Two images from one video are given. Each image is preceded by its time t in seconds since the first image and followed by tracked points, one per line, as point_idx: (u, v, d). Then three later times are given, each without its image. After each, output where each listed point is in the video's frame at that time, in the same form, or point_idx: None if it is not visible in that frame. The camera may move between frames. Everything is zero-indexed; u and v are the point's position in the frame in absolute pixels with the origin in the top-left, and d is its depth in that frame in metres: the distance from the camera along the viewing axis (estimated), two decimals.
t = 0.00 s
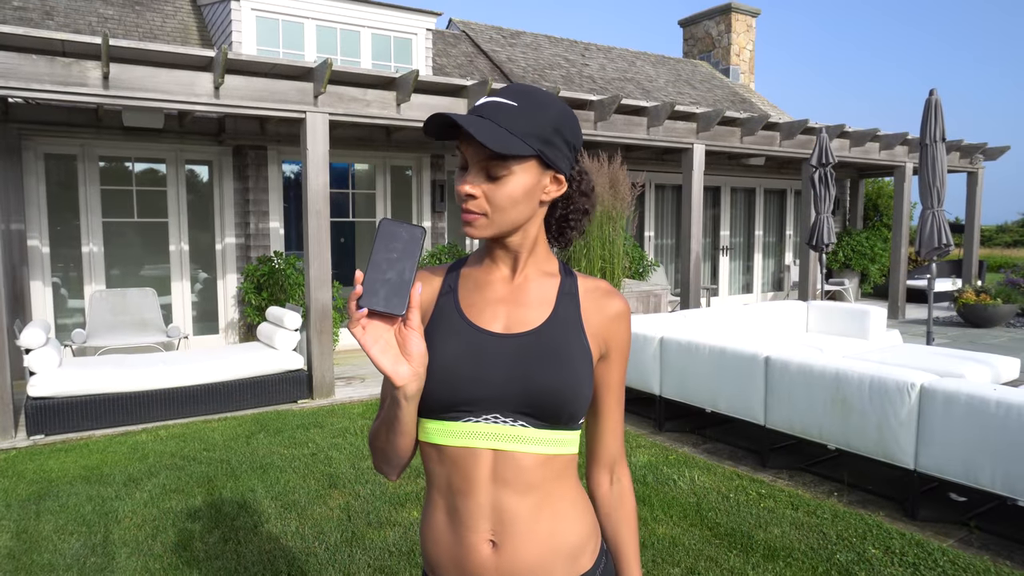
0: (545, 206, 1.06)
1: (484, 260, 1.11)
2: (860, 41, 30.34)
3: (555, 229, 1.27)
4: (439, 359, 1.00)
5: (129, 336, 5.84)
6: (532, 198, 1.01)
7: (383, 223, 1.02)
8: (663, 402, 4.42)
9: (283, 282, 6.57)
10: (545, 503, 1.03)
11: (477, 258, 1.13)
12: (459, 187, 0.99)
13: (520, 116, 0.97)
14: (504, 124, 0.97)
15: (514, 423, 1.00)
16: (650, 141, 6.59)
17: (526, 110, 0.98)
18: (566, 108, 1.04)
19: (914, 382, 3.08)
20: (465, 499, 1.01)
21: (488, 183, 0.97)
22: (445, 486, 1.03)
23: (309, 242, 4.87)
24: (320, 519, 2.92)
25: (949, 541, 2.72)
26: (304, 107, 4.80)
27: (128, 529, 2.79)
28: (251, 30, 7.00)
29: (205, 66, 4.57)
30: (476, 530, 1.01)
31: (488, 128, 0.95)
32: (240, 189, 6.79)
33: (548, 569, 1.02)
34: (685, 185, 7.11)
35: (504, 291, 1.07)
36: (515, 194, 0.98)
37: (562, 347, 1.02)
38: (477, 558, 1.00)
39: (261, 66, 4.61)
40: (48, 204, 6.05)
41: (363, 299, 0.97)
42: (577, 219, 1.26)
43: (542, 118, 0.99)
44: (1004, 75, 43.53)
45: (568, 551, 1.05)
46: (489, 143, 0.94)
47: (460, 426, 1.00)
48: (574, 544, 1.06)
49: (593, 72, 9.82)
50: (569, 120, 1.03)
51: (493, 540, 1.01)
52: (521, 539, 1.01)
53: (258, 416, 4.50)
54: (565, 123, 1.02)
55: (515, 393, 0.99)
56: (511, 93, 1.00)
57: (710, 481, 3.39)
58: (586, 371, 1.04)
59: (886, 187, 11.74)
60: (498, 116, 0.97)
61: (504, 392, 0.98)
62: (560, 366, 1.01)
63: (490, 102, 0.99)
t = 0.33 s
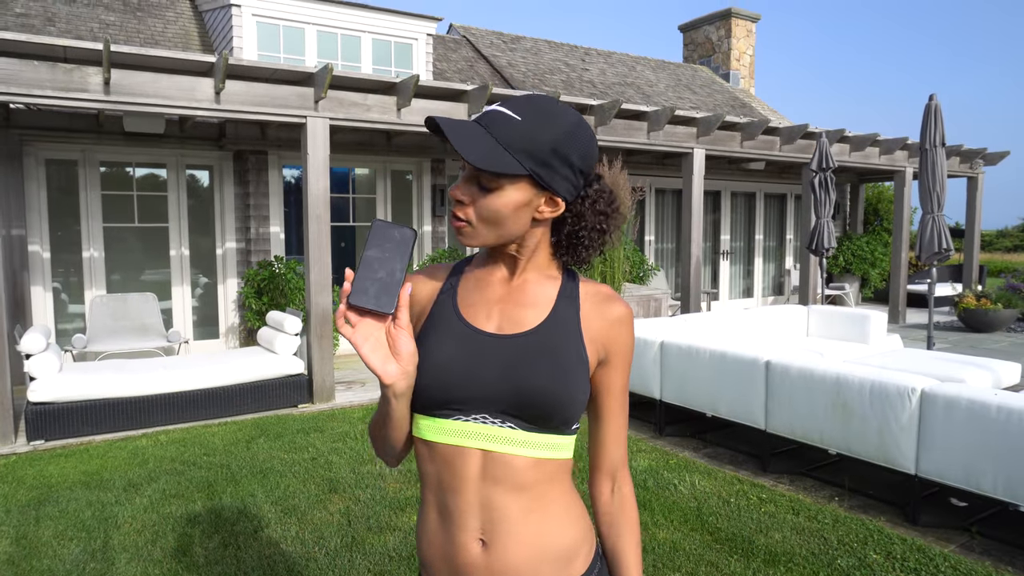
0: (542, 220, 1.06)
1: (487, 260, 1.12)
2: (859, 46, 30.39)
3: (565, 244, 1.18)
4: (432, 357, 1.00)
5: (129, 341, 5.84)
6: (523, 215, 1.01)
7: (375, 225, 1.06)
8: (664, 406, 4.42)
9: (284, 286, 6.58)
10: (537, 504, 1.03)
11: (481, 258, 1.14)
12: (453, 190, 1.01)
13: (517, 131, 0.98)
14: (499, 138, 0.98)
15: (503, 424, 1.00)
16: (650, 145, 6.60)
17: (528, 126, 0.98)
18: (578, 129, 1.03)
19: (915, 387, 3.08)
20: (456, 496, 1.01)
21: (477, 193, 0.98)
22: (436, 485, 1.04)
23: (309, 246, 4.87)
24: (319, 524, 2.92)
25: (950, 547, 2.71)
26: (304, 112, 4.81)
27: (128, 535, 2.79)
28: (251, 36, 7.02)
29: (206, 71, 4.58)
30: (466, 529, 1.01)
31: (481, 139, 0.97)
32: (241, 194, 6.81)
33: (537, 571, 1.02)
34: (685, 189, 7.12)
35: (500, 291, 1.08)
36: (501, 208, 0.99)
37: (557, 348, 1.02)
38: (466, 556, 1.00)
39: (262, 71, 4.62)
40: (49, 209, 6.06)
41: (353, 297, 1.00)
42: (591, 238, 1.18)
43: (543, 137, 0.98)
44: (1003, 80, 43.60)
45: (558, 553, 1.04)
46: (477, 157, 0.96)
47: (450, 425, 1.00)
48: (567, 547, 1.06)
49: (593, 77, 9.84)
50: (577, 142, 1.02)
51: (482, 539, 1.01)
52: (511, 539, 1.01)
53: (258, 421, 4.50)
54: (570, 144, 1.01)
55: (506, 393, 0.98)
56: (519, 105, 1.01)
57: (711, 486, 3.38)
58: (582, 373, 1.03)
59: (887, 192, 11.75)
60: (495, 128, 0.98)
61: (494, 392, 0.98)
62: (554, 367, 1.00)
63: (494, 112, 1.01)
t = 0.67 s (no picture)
0: (553, 218, 1.05)
1: (497, 258, 1.11)
2: (867, 42, 30.21)
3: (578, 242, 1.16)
4: (440, 353, 1.00)
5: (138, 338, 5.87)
6: (531, 214, 1.00)
7: (383, 218, 1.06)
8: (672, 403, 4.41)
9: (291, 284, 6.60)
10: (544, 501, 1.02)
11: (491, 256, 1.14)
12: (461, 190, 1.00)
13: (525, 130, 0.97)
14: (508, 137, 0.97)
15: (510, 423, 0.99)
16: (657, 142, 6.58)
17: (536, 124, 0.97)
18: (589, 128, 1.01)
19: (925, 385, 3.05)
20: (463, 493, 1.01)
21: (486, 192, 0.98)
22: (443, 482, 1.03)
23: (316, 244, 4.88)
24: (327, 521, 2.92)
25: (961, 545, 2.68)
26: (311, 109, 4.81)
27: (137, 531, 2.80)
28: (258, 34, 7.04)
29: (213, 69, 4.58)
30: (473, 526, 1.01)
31: (488, 139, 0.96)
32: (248, 192, 6.82)
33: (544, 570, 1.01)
34: (692, 186, 7.10)
35: (511, 288, 1.07)
36: (510, 207, 0.98)
37: (566, 347, 1.01)
38: (473, 553, 1.00)
39: (269, 69, 4.63)
40: (57, 208, 6.09)
41: (360, 291, 1.01)
42: (604, 236, 1.16)
43: (552, 135, 0.97)
44: (1013, 75, 43.29)
45: (566, 552, 1.03)
46: (485, 155, 0.95)
47: (456, 422, 1.00)
48: (575, 545, 1.05)
49: (600, 74, 9.81)
50: (587, 140, 1.00)
51: (490, 536, 1.01)
52: (517, 536, 1.00)
53: (266, 418, 4.51)
54: (579, 142, 1.00)
55: (514, 390, 0.98)
56: (528, 102, 1.00)
57: (719, 483, 3.37)
58: (591, 372, 1.03)
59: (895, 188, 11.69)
60: (502, 127, 0.97)
61: (501, 390, 0.98)
62: (563, 365, 1.00)
63: (503, 109, 1.00)
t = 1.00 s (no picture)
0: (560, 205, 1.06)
1: (493, 256, 1.10)
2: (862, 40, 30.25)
3: (579, 226, 1.29)
4: (436, 352, 0.99)
5: (131, 337, 5.84)
6: (553, 196, 1.00)
7: (374, 217, 1.02)
8: (667, 401, 4.41)
9: (285, 282, 6.59)
10: (541, 502, 1.02)
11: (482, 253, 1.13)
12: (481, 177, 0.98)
13: (545, 112, 0.97)
14: (529, 119, 0.96)
15: (508, 423, 0.99)
16: (652, 139, 6.58)
17: (552, 107, 0.98)
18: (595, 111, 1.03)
19: (920, 381, 3.05)
20: (460, 494, 1.00)
21: (508, 179, 0.97)
22: (440, 483, 1.03)
23: (310, 242, 4.86)
24: (322, 520, 2.90)
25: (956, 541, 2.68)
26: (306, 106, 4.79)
27: (131, 531, 2.78)
28: (253, 31, 7.01)
29: (207, 66, 4.56)
30: (470, 525, 1.00)
31: (512, 122, 0.95)
32: (243, 190, 6.80)
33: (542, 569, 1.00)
34: (688, 183, 7.10)
35: (510, 285, 1.06)
36: (535, 191, 0.98)
37: (564, 346, 1.00)
38: (470, 553, 0.99)
39: (263, 66, 4.61)
40: (50, 207, 6.05)
41: (356, 293, 0.98)
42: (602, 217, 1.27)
43: (569, 118, 0.98)
44: (1007, 73, 43.43)
45: (564, 550, 1.03)
46: (514, 137, 0.94)
47: (453, 422, 0.99)
48: (573, 544, 1.04)
49: (596, 71, 9.80)
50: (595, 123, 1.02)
51: (487, 536, 1.00)
52: (515, 536, 1.00)
53: (261, 417, 4.49)
54: (591, 124, 1.01)
55: (511, 390, 0.97)
56: (537, 88, 0.99)
57: (714, 480, 3.37)
58: (588, 370, 1.02)
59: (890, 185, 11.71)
60: (521, 111, 0.96)
61: (499, 389, 0.97)
62: (560, 364, 0.99)
63: (513, 95, 0.98)
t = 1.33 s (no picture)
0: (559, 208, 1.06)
1: (489, 255, 1.09)
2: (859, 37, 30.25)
3: (567, 231, 1.26)
4: (438, 353, 0.99)
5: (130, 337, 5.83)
6: (558, 202, 1.01)
7: (369, 218, 1.00)
8: (667, 399, 4.41)
9: (285, 281, 6.59)
10: (545, 502, 1.02)
11: (477, 253, 1.12)
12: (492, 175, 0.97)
13: (558, 117, 0.97)
14: (543, 122, 0.96)
15: (513, 421, 0.99)
16: (651, 137, 6.58)
17: (565, 112, 0.98)
18: (601, 120, 1.04)
19: (920, 378, 3.05)
20: (465, 496, 1.00)
21: (517, 179, 0.96)
22: (444, 484, 1.02)
23: (310, 241, 4.86)
24: (323, 519, 2.90)
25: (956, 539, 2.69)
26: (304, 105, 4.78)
27: (131, 530, 2.78)
28: (250, 29, 6.99)
29: (205, 65, 4.55)
30: (476, 527, 1.00)
31: (527, 124, 0.94)
32: (241, 188, 6.79)
33: (550, 568, 1.01)
34: (686, 181, 7.10)
35: (509, 286, 1.06)
36: (541, 194, 0.98)
37: (565, 344, 1.00)
38: (477, 554, 0.99)
39: (261, 65, 4.60)
40: (48, 206, 6.04)
41: (357, 296, 0.96)
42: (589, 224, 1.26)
43: (578, 123, 0.98)
44: (1004, 70, 43.46)
45: (569, 549, 1.03)
46: (530, 139, 0.94)
47: (457, 423, 0.99)
48: (578, 542, 1.05)
49: (593, 69, 9.80)
50: (600, 132, 1.03)
51: (493, 536, 1.00)
52: (520, 537, 1.00)
53: (260, 416, 4.49)
54: (597, 131, 1.02)
55: (515, 390, 0.97)
56: (550, 91, 0.99)
57: (714, 478, 3.37)
58: (589, 369, 1.02)
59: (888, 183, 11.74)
60: (535, 113, 0.96)
61: (503, 387, 0.97)
62: (562, 362, 0.99)
63: (527, 96, 0.98)
